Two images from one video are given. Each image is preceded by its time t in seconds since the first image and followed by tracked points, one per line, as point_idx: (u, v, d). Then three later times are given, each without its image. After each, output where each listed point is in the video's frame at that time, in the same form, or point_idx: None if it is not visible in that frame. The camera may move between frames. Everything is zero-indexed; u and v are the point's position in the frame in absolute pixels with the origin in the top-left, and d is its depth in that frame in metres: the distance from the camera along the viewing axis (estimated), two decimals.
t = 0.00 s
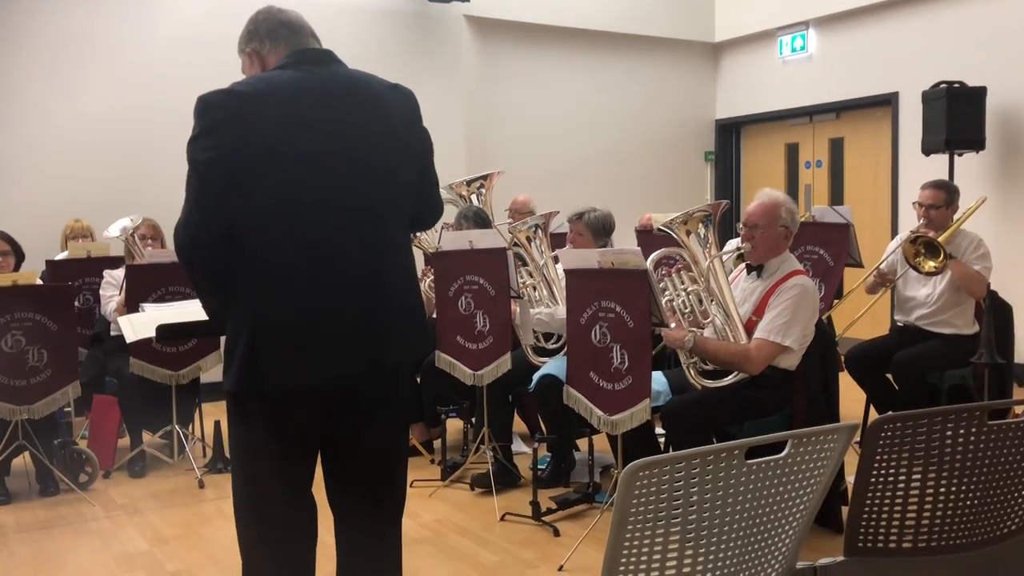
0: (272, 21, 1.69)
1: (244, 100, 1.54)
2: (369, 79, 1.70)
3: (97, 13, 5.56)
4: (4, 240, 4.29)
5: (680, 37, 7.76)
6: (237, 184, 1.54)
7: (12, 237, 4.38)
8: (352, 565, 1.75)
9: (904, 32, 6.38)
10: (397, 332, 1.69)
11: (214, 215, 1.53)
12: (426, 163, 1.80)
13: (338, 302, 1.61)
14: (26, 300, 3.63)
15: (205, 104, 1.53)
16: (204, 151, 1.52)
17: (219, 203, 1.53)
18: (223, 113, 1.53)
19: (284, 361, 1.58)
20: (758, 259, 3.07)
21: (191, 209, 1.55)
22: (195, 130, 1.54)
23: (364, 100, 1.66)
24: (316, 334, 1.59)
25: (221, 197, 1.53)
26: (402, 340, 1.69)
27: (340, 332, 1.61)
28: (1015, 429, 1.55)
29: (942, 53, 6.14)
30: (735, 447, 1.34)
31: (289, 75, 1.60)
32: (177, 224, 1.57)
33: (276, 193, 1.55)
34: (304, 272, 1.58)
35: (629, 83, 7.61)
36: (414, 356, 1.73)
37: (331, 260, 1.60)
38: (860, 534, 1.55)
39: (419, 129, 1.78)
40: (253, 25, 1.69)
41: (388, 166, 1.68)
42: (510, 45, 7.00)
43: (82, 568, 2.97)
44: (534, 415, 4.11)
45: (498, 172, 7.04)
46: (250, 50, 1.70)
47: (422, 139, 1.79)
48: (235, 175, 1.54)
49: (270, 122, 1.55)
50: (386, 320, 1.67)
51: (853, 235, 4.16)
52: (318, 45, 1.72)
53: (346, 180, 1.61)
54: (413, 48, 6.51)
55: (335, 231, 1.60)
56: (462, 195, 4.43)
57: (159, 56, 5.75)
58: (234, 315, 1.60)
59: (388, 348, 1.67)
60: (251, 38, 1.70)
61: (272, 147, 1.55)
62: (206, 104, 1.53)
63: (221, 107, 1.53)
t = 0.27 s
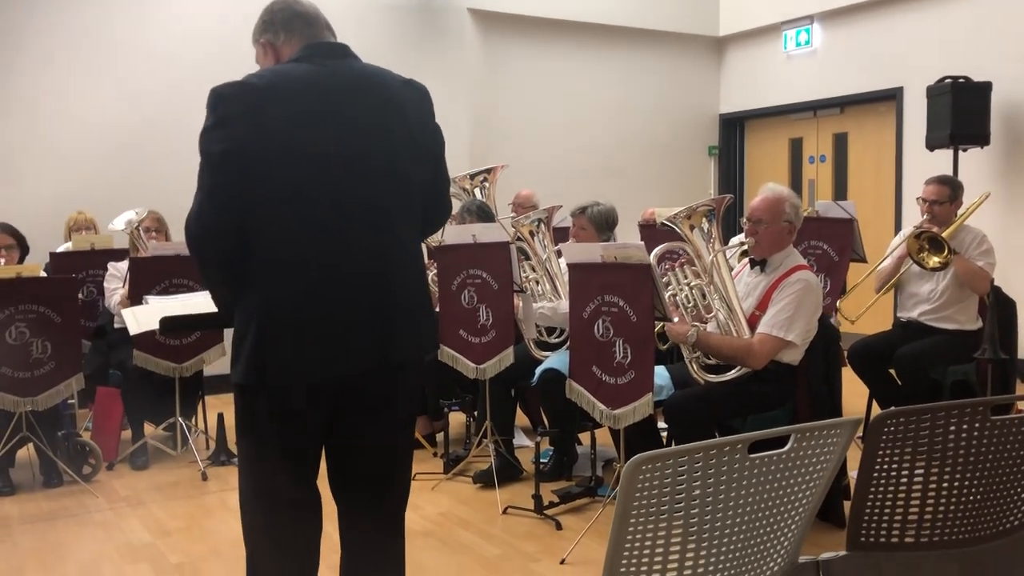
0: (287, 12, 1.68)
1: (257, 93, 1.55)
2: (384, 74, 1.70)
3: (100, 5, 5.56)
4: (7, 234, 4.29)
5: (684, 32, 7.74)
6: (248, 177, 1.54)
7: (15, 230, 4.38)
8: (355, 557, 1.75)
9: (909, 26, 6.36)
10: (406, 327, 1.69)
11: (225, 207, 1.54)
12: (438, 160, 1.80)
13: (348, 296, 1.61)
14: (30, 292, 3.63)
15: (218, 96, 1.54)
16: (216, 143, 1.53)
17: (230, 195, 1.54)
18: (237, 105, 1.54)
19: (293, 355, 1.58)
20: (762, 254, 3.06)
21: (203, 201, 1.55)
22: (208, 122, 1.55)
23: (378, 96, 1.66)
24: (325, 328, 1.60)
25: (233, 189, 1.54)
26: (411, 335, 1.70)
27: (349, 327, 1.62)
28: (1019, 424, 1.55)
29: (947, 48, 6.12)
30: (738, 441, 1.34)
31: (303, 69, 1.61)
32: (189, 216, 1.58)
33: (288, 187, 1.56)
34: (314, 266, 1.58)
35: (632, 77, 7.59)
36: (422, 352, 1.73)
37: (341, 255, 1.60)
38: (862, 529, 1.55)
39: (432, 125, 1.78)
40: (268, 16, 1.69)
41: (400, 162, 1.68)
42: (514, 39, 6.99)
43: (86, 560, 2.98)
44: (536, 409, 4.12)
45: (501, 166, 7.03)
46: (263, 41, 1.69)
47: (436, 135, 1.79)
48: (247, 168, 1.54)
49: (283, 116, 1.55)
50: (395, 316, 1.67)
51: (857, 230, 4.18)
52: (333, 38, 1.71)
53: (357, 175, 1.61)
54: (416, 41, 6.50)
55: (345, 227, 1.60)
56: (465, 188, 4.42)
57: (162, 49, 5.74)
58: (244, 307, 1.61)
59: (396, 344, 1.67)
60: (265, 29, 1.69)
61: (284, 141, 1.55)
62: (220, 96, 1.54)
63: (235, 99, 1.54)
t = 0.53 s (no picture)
0: (298, 5, 1.67)
1: (266, 87, 1.55)
2: (394, 68, 1.70)
3: None
4: (12, 227, 4.30)
5: (690, 26, 7.72)
6: (256, 170, 1.54)
7: (21, 223, 4.39)
8: (359, 548, 1.76)
9: (916, 21, 6.33)
10: (411, 324, 1.69)
11: (232, 201, 1.54)
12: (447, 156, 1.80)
13: (353, 292, 1.61)
14: (34, 285, 3.64)
15: (227, 89, 1.54)
16: (225, 136, 1.53)
17: (237, 189, 1.54)
18: (246, 99, 1.53)
19: (298, 350, 1.58)
20: (767, 249, 3.06)
21: (211, 194, 1.55)
22: (217, 115, 1.55)
23: (386, 91, 1.66)
24: (330, 324, 1.60)
25: (240, 183, 1.54)
26: (416, 332, 1.70)
27: (355, 324, 1.62)
28: None
29: (953, 43, 6.10)
30: (742, 437, 1.33)
31: (312, 63, 1.60)
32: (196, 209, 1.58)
33: (295, 182, 1.56)
34: (320, 261, 1.58)
35: (637, 71, 7.58)
36: (428, 349, 1.73)
37: (347, 251, 1.60)
38: (867, 525, 1.55)
39: (441, 122, 1.77)
40: (280, 8, 1.68)
41: (408, 158, 1.67)
42: (519, 33, 6.98)
43: (91, 552, 2.99)
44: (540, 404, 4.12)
45: (506, 160, 7.03)
46: (275, 33, 1.69)
47: (445, 131, 1.78)
48: (255, 162, 1.54)
49: (291, 110, 1.55)
50: (400, 312, 1.67)
51: (863, 224, 4.14)
52: (345, 32, 1.70)
53: (365, 171, 1.61)
54: (421, 35, 6.49)
55: (351, 222, 1.60)
56: (470, 183, 4.42)
57: (167, 43, 5.74)
58: (250, 301, 1.61)
59: (401, 341, 1.67)
60: (277, 21, 1.68)
61: (291, 135, 1.55)
62: (229, 89, 1.54)
63: (244, 93, 1.54)
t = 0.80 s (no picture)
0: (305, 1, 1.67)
1: (272, 83, 1.54)
2: (400, 66, 1.70)
3: None
4: (16, 223, 4.31)
5: (693, 23, 7.71)
6: (261, 166, 1.54)
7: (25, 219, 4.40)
8: (361, 545, 1.76)
9: (920, 18, 6.32)
10: (415, 322, 1.69)
11: (236, 198, 1.54)
12: (452, 154, 1.80)
13: (358, 289, 1.61)
14: (38, 281, 3.65)
15: (233, 85, 1.54)
16: (230, 132, 1.53)
17: (242, 185, 1.54)
18: (251, 95, 1.53)
19: (301, 347, 1.58)
20: (771, 246, 3.05)
21: (215, 190, 1.55)
22: (222, 111, 1.55)
23: (392, 89, 1.66)
24: (335, 321, 1.60)
25: (244, 180, 1.54)
26: (421, 330, 1.70)
27: (359, 320, 1.62)
28: None
29: (958, 40, 6.08)
30: (746, 434, 1.33)
31: (318, 60, 1.60)
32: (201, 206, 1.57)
33: (300, 179, 1.55)
34: (325, 258, 1.58)
35: (641, 68, 7.56)
36: (432, 345, 1.73)
37: (351, 248, 1.60)
38: (870, 522, 1.54)
39: (446, 118, 1.77)
40: (287, 4, 1.68)
41: (414, 154, 1.68)
42: (522, 30, 6.97)
43: (94, 548, 3.00)
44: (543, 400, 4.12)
45: (510, 156, 7.02)
46: (282, 29, 1.69)
47: (451, 129, 1.78)
48: (260, 158, 1.54)
49: (297, 107, 1.55)
50: (404, 310, 1.66)
51: (867, 221, 4.12)
52: (352, 28, 1.70)
53: (369, 167, 1.61)
54: (424, 31, 6.48)
55: (356, 220, 1.60)
56: (473, 179, 4.41)
57: (171, 40, 5.75)
58: (254, 298, 1.61)
59: (405, 339, 1.67)
60: (283, 17, 1.69)
61: (297, 132, 1.55)
62: (234, 86, 1.54)
63: (250, 88, 1.53)
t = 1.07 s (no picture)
0: None
1: (274, 81, 1.54)
2: (403, 63, 1.70)
3: None
4: (20, 220, 4.31)
5: (697, 20, 7.70)
6: (264, 164, 1.54)
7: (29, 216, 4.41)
8: (365, 542, 1.76)
9: (924, 15, 6.31)
10: (417, 321, 1.69)
11: (239, 196, 1.54)
12: (454, 152, 1.80)
13: (361, 288, 1.61)
14: (41, 279, 3.65)
15: (235, 84, 1.53)
16: (232, 131, 1.53)
17: (245, 184, 1.54)
18: (253, 93, 1.53)
19: (304, 345, 1.58)
20: (773, 244, 3.05)
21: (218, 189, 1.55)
22: (225, 109, 1.54)
23: (395, 87, 1.66)
24: (338, 318, 1.60)
25: (247, 178, 1.53)
26: (423, 327, 1.70)
27: (362, 318, 1.62)
28: None
29: (962, 38, 6.07)
30: (749, 431, 1.34)
31: (320, 58, 1.60)
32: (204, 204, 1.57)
33: (302, 177, 1.56)
34: (328, 255, 1.59)
35: (644, 65, 7.55)
36: (435, 342, 1.74)
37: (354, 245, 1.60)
38: (873, 520, 1.54)
39: (449, 115, 1.77)
40: (290, 2, 1.68)
41: (416, 152, 1.68)
42: (525, 27, 6.96)
43: (98, 544, 3.00)
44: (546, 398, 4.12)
45: (513, 154, 7.02)
46: (285, 26, 1.69)
47: (453, 127, 1.79)
48: (262, 157, 1.54)
49: (300, 105, 1.55)
50: (406, 308, 1.67)
51: (869, 220, 4.14)
52: (355, 25, 1.70)
53: (372, 165, 1.61)
54: (428, 29, 6.47)
55: (359, 218, 1.60)
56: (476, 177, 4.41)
57: (174, 36, 5.74)
58: (257, 296, 1.61)
59: (408, 337, 1.67)
60: (287, 14, 1.68)
61: (299, 130, 1.55)
62: (237, 84, 1.53)
63: (252, 86, 1.53)
